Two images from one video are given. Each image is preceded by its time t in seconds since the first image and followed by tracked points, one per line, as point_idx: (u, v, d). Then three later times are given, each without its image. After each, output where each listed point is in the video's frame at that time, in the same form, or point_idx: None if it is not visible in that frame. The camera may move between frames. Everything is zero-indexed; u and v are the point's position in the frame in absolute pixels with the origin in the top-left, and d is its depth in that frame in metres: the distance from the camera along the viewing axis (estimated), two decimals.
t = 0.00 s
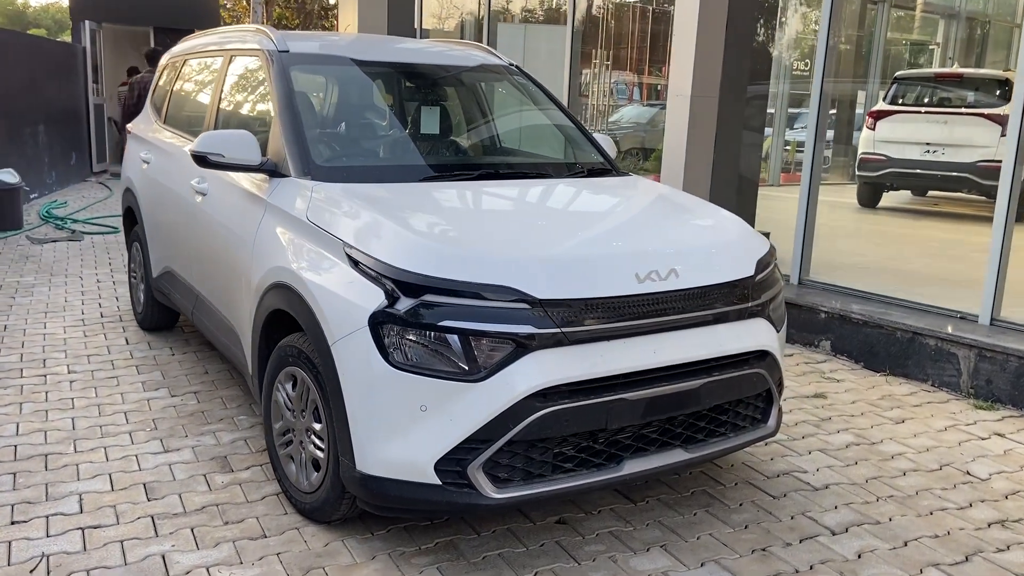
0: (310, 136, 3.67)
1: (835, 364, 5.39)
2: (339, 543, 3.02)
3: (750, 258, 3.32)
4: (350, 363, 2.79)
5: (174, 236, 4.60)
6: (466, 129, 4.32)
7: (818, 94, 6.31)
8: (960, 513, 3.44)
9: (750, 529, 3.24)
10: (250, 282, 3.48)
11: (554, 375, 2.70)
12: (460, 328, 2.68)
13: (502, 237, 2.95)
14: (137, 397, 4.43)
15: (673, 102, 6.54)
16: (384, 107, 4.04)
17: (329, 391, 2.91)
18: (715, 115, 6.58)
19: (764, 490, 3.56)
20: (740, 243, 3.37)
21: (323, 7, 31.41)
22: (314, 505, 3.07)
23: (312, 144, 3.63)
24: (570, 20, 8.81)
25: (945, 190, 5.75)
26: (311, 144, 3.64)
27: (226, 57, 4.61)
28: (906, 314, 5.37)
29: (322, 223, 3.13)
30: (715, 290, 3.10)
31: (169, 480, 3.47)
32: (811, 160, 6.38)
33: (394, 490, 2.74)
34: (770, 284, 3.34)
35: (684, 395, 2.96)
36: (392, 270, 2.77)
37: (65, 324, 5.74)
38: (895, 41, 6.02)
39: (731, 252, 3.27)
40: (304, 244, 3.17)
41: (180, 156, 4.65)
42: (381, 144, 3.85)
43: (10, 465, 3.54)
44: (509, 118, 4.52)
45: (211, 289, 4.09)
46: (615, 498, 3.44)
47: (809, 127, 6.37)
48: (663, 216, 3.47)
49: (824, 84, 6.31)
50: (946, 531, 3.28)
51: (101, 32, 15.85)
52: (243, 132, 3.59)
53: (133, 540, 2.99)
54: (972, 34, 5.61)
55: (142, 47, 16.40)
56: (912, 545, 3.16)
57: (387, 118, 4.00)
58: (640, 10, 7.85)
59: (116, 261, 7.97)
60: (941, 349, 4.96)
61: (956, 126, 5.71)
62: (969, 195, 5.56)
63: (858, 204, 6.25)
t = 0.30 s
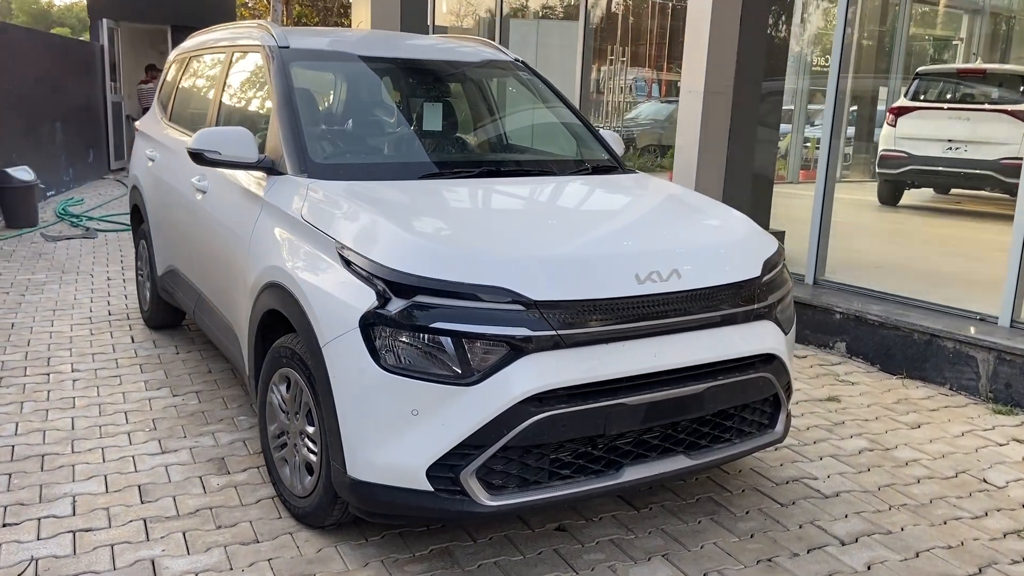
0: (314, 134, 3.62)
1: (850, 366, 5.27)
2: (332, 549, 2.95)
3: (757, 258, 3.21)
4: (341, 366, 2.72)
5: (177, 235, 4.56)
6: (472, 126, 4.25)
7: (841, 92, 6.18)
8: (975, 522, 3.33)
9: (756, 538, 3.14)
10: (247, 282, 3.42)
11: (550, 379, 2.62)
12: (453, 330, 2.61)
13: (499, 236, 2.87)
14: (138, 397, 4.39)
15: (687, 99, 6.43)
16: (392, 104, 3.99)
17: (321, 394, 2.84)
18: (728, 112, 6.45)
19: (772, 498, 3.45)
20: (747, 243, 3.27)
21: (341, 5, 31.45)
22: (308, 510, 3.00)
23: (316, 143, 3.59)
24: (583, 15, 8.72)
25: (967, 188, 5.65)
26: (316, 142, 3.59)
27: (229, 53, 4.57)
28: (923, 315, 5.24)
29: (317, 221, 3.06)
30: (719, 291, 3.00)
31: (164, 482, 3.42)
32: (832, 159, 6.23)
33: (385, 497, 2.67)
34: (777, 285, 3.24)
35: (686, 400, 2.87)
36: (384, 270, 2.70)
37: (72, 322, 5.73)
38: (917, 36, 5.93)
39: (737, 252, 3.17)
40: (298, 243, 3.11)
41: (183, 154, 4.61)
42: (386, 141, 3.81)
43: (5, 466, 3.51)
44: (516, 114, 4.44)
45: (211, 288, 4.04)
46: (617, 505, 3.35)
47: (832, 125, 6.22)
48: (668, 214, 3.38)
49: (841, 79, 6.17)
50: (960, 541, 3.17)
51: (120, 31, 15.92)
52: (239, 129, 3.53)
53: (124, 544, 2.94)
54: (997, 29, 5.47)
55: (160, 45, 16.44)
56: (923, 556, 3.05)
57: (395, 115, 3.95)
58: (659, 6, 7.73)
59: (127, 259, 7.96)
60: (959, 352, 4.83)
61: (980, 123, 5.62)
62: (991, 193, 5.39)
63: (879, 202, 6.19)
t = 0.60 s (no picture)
0: (317, 135, 3.59)
1: (866, 370, 5.14)
2: (324, 558, 2.89)
3: (763, 262, 3.12)
4: (332, 372, 2.65)
5: (179, 234, 4.52)
6: (477, 125, 4.18)
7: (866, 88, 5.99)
8: (991, 535, 3.21)
9: (761, 550, 3.04)
10: (243, 284, 3.36)
11: (545, 387, 2.54)
12: (445, 337, 2.53)
13: (495, 239, 2.79)
14: (140, 398, 4.35)
15: (701, 96, 6.32)
16: (400, 102, 3.95)
17: (313, 400, 2.78)
18: (742, 110, 6.33)
19: (780, 508, 3.35)
20: (753, 246, 3.17)
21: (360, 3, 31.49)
22: (301, 518, 2.95)
23: (320, 143, 3.55)
24: (596, 12, 8.62)
25: (993, 186, 5.56)
26: (319, 142, 3.55)
27: (232, 50, 4.53)
28: (941, 318, 5.11)
29: (311, 224, 3.00)
30: (723, 296, 2.91)
31: (159, 486, 3.37)
32: (859, 156, 6.02)
33: (376, 507, 2.60)
34: (784, 290, 3.15)
35: (687, 409, 2.78)
36: (375, 274, 2.63)
37: (80, 322, 5.71)
38: (941, 31, 5.75)
39: (742, 255, 3.07)
40: (292, 245, 3.05)
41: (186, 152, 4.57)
42: (391, 141, 3.77)
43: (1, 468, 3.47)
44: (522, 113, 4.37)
45: (211, 289, 3.99)
46: (619, 514, 3.26)
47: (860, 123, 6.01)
48: (673, 217, 3.29)
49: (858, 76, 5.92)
50: (975, 556, 3.06)
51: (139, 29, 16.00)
52: (238, 129, 3.48)
53: (115, 551, 2.90)
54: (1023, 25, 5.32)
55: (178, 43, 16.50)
56: (936, 571, 2.94)
57: (403, 113, 3.92)
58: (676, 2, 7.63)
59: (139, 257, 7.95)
60: (978, 357, 4.69)
61: (1002, 120, 5.48)
62: (1017, 191, 5.39)
63: (900, 201, 6.04)
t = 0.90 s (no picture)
0: (323, 134, 3.60)
1: (879, 371, 5.07)
2: (323, 558, 2.88)
3: (767, 262, 3.07)
4: (328, 371, 2.64)
5: (188, 233, 4.54)
6: (485, 123, 4.16)
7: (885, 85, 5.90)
8: (1001, 541, 3.15)
9: (764, 554, 3.00)
10: (245, 282, 3.37)
11: (541, 388, 2.52)
12: (440, 337, 2.52)
13: (493, 239, 2.77)
14: (148, 395, 4.37)
15: (715, 94, 6.27)
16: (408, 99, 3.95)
17: (310, 400, 2.77)
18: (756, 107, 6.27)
19: (785, 511, 3.31)
20: (757, 246, 3.13)
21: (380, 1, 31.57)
22: (300, 517, 2.94)
23: (327, 142, 3.56)
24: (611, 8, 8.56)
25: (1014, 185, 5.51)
26: (325, 140, 3.56)
27: (240, 49, 4.54)
28: (956, 318, 5.03)
29: (311, 223, 3.00)
30: (724, 297, 2.87)
31: (163, 484, 3.39)
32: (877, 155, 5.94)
33: (371, 507, 2.59)
34: (789, 291, 3.10)
35: (687, 410, 2.75)
36: (371, 273, 2.62)
37: (93, 319, 5.76)
38: (965, 27, 5.68)
39: (745, 255, 3.03)
40: (292, 245, 3.05)
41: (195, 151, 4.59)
42: (399, 139, 3.77)
43: (8, 465, 3.50)
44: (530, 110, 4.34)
45: (217, 288, 4.00)
46: (621, 516, 3.24)
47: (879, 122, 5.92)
48: (676, 216, 3.25)
49: (872, 72, 5.77)
50: (983, 561, 3.00)
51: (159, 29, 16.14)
52: (242, 127, 3.48)
53: (115, 548, 2.91)
54: None
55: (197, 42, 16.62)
56: None
57: (412, 111, 3.92)
58: None
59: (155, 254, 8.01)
60: (993, 358, 4.62)
61: None
62: None
63: (921, 198, 6.00)
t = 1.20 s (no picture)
0: (328, 131, 3.67)
1: (884, 369, 5.07)
2: (319, 546, 2.94)
3: (760, 257, 3.09)
4: (322, 363, 2.70)
5: (196, 227, 4.62)
6: (490, 120, 4.21)
7: (903, 82, 5.92)
8: (995, 537, 3.15)
9: (756, 548, 3.02)
10: (247, 276, 3.43)
11: (529, 380, 2.56)
12: (430, 329, 2.57)
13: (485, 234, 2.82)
14: (157, 387, 4.46)
15: (723, 91, 6.28)
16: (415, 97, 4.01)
17: (306, 391, 2.83)
18: (765, 104, 6.27)
19: (779, 505, 3.33)
20: (750, 241, 3.15)
21: None
22: (297, 505, 3.00)
23: (332, 139, 3.63)
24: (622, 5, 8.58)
25: None
26: (331, 138, 3.63)
27: (248, 47, 4.62)
28: (962, 315, 5.01)
29: (308, 218, 3.05)
30: (715, 292, 2.89)
31: (167, 473, 3.46)
32: (894, 150, 5.94)
33: (363, 496, 2.64)
34: (782, 286, 3.12)
35: (676, 404, 2.77)
36: (364, 267, 2.67)
37: (108, 312, 5.86)
38: (985, 24, 5.57)
39: (737, 251, 3.05)
40: (291, 239, 3.11)
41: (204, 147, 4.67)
42: (405, 135, 3.84)
43: (18, 453, 3.59)
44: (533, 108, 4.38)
45: (223, 281, 4.08)
46: (615, 509, 3.27)
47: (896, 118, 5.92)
48: (670, 212, 3.28)
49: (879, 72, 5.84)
50: (975, 557, 3.01)
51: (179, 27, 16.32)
52: (245, 124, 3.55)
53: (117, 535, 2.98)
54: None
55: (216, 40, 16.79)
56: (932, 572, 2.90)
57: (419, 109, 3.98)
58: None
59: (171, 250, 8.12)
60: (998, 356, 4.60)
61: None
62: None
63: (938, 197, 5.90)
